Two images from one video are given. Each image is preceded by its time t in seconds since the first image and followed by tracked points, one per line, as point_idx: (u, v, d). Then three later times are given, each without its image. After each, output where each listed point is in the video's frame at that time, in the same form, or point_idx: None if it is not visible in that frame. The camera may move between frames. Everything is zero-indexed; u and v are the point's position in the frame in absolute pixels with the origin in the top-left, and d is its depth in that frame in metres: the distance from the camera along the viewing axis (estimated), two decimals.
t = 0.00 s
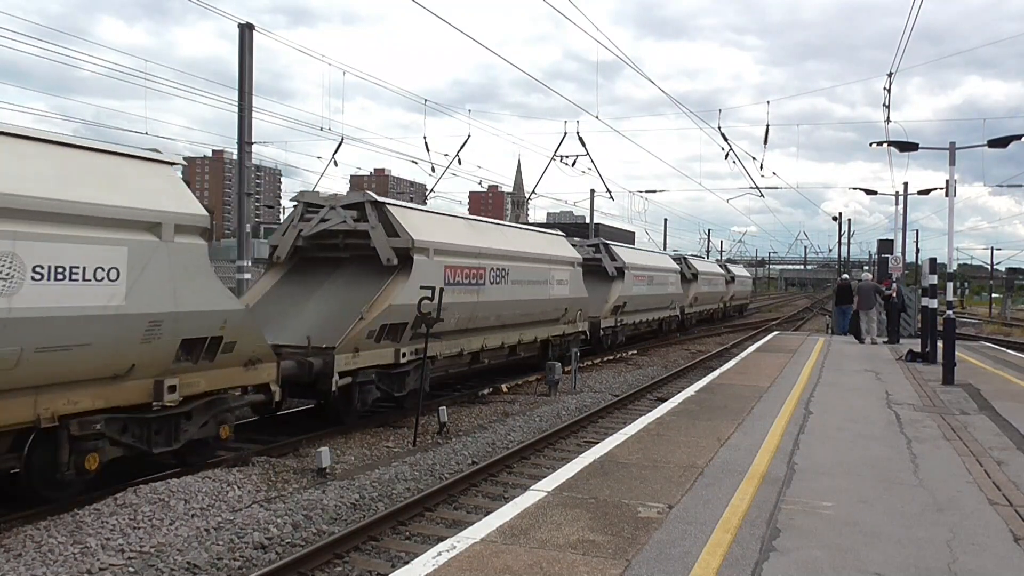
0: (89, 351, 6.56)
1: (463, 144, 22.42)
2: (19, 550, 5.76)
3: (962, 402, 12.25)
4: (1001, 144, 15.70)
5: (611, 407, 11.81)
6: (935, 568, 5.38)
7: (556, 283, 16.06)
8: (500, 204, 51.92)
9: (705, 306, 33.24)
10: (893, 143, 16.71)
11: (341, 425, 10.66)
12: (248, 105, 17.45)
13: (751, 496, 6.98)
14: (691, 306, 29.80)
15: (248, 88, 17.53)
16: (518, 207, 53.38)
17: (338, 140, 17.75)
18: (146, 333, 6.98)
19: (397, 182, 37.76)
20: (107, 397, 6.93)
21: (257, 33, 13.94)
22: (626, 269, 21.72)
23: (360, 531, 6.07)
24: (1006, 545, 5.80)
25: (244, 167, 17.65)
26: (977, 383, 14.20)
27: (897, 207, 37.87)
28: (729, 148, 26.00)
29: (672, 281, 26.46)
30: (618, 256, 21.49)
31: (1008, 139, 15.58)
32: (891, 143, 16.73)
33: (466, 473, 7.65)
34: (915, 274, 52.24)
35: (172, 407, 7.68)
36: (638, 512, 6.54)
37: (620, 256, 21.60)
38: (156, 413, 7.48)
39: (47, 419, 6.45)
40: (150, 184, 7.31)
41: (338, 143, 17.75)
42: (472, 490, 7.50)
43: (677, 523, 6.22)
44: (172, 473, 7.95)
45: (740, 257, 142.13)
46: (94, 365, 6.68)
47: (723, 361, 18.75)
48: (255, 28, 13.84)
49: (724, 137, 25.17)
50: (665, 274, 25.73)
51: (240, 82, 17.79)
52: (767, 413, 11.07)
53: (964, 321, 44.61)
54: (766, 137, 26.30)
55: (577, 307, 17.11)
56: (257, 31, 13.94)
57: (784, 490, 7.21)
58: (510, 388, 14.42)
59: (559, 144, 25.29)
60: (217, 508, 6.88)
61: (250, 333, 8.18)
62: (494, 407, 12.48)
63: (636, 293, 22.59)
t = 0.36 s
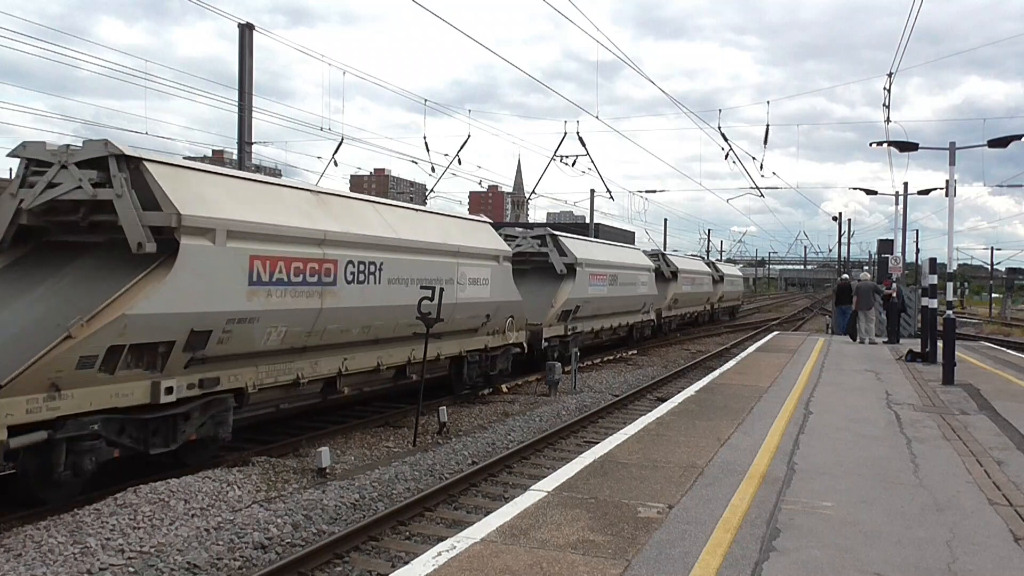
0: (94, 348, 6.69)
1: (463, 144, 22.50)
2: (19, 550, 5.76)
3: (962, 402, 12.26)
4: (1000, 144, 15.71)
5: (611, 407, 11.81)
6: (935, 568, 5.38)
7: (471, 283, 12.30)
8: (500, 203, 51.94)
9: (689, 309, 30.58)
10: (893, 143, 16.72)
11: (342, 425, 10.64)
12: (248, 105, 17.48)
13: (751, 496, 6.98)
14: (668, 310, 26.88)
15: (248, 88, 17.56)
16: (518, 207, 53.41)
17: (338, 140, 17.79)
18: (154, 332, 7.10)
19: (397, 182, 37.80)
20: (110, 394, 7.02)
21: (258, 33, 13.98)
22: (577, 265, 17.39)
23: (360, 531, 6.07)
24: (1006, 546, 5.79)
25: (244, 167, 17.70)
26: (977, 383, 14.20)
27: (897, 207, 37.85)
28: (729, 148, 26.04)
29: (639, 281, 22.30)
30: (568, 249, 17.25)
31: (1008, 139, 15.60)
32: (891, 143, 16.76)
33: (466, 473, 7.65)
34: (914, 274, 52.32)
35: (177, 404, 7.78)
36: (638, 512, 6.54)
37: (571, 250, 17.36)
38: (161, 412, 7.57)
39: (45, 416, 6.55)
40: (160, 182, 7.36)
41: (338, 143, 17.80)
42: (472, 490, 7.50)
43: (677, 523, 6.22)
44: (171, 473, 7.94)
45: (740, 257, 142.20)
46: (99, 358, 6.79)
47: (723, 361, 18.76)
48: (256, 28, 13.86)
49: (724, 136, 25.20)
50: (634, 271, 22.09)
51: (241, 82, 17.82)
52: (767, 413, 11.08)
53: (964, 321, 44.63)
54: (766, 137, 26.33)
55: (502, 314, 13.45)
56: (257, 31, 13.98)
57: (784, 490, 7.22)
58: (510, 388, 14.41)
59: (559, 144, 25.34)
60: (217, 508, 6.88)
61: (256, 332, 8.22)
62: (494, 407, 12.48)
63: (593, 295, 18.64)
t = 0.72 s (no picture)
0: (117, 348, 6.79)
1: (463, 145, 22.55)
2: (19, 550, 5.76)
3: (962, 402, 12.25)
4: (1000, 144, 15.70)
5: (611, 407, 11.81)
6: (935, 568, 5.38)
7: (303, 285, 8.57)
8: (500, 203, 51.94)
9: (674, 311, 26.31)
10: (893, 143, 16.71)
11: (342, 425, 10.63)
12: (248, 105, 17.50)
13: (751, 496, 6.98)
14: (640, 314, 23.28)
15: (247, 88, 17.56)
16: (518, 206, 53.42)
17: (337, 140, 17.81)
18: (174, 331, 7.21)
19: (397, 182, 37.83)
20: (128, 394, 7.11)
21: (258, 33, 13.99)
22: (504, 260, 13.40)
23: (360, 531, 6.07)
24: (1006, 545, 5.79)
25: (244, 167, 17.73)
26: (977, 383, 14.20)
27: (897, 207, 37.80)
28: (729, 148, 26.08)
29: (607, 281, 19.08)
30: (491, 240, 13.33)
31: (1008, 139, 15.58)
32: (891, 143, 16.76)
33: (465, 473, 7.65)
34: (914, 274, 52.36)
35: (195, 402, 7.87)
36: (638, 512, 6.54)
37: (495, 239, 13.37)
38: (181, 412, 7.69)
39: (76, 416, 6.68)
40: (173, 185, 7.47)
41: (337, 143, 17.82)
42: (472, 490, 7.49)
43: (677, 523, 6.22)
44: (172, 473, 7.95)
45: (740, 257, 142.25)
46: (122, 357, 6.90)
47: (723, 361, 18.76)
48: (255, 28, 13.87)
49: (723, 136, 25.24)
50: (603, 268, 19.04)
51: (240, 82, 17.82)
52: (767, 413, 11.07)
53: (964, 321, 44.62)
54: (766, 137, 26.34)
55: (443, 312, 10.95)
56: (257, 32, 13.98)
57: (784, 490, 7.22)
58: (510, 388, 14.42)
59: (558, 145, 25.40)
60: (217, 508, 6.88)
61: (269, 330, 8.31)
62: (494, 408, 12.48)
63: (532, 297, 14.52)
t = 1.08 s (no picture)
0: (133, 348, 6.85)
1: (463, 145, 22.56)
2: (19, 550, 5.76)
3: (962, 401, 12.25)
4: (1001, 144, 15.69)
5: (611, 407, 11.81)
6: (935, 568, 5.38)
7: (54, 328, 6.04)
8: (500, 203, 51.96)
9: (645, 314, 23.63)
10: (894, 143, 16.71)
11: (342, 425, 10.63)
12: (248, 105, 17.52)
13: (751, 496, 6.98)
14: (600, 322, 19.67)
15: (247, 88, 17.55)
16: (518, 207, 53.51)
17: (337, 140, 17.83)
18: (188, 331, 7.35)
19: (397, 182, 37.88)
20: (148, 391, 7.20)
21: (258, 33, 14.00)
22: (374, 249, 9.77)
23: (360, 531, 6.07)
24: (1006, 546, 5.79)
25: (244, 167, 17.76)
26: (977, 383, 14.19)
27: (897, 207, 37.79)
28: (729, 148, 26.12)
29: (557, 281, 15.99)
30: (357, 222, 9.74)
31: (1008, 139, 15.58)
32: (891, 143, 16.76)
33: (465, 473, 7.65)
34: (914, 274, 52.42)
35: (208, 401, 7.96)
36: (638, 512, 6.54)
37: (362, 221, 9.75)
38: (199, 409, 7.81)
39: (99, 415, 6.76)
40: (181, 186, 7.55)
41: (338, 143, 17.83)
42: (472, 490, 7.49)
43: (677, 524, 6.22)
44: (172, 473, 7.94)
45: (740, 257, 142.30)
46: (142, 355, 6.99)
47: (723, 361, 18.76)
48: (255, 28, 13.88)
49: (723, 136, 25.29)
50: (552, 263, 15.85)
51: (240, 82, 17.82)
52: (767, 413, 11.08)
53: (964, 321, 44.61)
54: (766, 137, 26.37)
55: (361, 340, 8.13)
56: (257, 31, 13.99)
57: (784, 490, 7.21)
58: (510, 388, 14.41)
59: (559, 145, 25.43)
60: (217, 508, 6.88)
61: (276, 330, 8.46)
62: (494, 407, 12.48)
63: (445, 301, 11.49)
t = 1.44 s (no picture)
0: (138, 347, 6.87)
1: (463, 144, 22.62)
2: (19, 550, 5.76)
3: (962, 401, 12.25)
4: (1001, 144, 15.70)
5: (611, 406, 11.81)
6: (935, 568, 5.38)
7: None
8: (500, 203, 51.99)
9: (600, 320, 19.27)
10: (894, 143, 16.72)
11: (341, 425, 10.62)
12: (248, 105, 17.54)
13: (752, 496, 6.98)
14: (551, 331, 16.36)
15: (247, 88, 17.57)
16: (518, 207, 53.58)
17: (337, 140, 17.83)
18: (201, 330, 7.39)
19: (397, 182, 37.97)
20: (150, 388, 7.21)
21: (257, 33, 14.00)
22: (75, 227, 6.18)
23: (360, 531, 6.07)
24: (1006, 546, 5.79)
25: (244, 167, 17.79)
26: (977, 383, 14.19)
27: (897, 207, 37.79)
28: (729, 148, 26.16)
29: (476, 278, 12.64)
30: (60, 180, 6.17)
31: (1008, 139, 15.58)
32: (891, 143, 16.76)
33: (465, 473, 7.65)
34: (914, 274, 52.52)
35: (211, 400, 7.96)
36: (638, 512, 6.54)
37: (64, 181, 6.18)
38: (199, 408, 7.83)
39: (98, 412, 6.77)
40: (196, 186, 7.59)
41: (337, 143, 17.84)
42: (472, 490, 7.50)
43: (677, 524, 6.22)
44: (173, 473, 7.95)
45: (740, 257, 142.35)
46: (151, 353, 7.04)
47: (723, 361, 18.77)
48: (255, 28, 13.88)
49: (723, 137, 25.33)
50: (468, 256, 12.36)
51: (240, 82, 17.83)
52: (767, 412, 11.08)
53: (965, 321, 44.60)
54: (766, 137, 26.40)
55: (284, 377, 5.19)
56: (256, 31, 13.98)
57: (784, 490, 7.22)
58: (510, 388, 14.41)
59: (559, 145, 25.47)
60: (217, 508, 6.88)
61: (290, 332, 8.49)
62: (494, 407, 12.48)
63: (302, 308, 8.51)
